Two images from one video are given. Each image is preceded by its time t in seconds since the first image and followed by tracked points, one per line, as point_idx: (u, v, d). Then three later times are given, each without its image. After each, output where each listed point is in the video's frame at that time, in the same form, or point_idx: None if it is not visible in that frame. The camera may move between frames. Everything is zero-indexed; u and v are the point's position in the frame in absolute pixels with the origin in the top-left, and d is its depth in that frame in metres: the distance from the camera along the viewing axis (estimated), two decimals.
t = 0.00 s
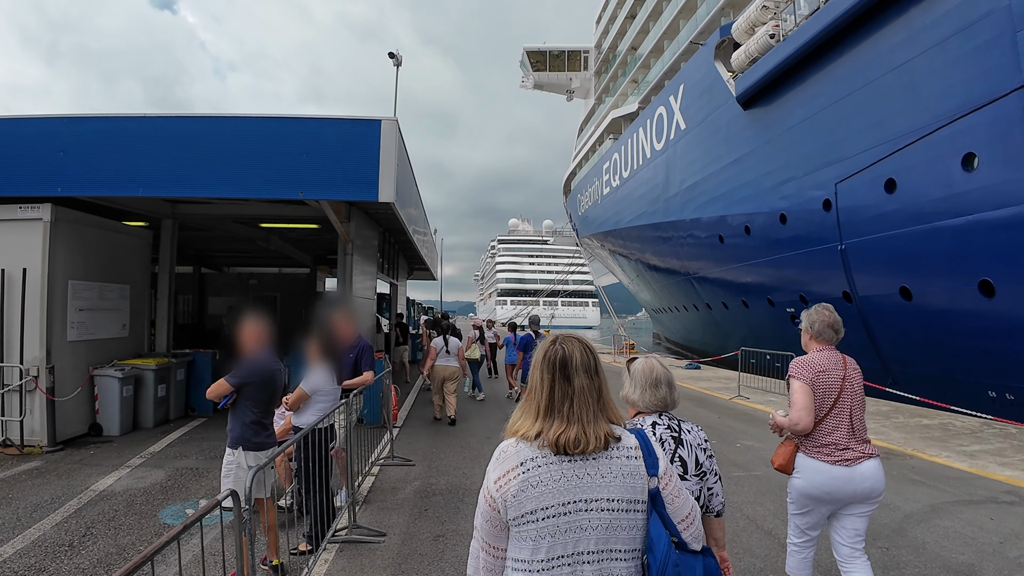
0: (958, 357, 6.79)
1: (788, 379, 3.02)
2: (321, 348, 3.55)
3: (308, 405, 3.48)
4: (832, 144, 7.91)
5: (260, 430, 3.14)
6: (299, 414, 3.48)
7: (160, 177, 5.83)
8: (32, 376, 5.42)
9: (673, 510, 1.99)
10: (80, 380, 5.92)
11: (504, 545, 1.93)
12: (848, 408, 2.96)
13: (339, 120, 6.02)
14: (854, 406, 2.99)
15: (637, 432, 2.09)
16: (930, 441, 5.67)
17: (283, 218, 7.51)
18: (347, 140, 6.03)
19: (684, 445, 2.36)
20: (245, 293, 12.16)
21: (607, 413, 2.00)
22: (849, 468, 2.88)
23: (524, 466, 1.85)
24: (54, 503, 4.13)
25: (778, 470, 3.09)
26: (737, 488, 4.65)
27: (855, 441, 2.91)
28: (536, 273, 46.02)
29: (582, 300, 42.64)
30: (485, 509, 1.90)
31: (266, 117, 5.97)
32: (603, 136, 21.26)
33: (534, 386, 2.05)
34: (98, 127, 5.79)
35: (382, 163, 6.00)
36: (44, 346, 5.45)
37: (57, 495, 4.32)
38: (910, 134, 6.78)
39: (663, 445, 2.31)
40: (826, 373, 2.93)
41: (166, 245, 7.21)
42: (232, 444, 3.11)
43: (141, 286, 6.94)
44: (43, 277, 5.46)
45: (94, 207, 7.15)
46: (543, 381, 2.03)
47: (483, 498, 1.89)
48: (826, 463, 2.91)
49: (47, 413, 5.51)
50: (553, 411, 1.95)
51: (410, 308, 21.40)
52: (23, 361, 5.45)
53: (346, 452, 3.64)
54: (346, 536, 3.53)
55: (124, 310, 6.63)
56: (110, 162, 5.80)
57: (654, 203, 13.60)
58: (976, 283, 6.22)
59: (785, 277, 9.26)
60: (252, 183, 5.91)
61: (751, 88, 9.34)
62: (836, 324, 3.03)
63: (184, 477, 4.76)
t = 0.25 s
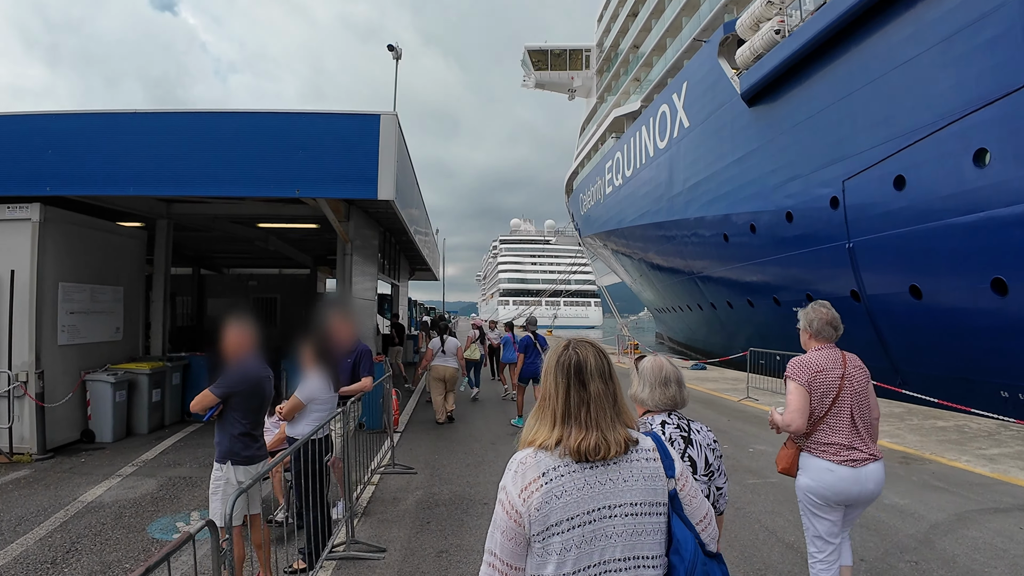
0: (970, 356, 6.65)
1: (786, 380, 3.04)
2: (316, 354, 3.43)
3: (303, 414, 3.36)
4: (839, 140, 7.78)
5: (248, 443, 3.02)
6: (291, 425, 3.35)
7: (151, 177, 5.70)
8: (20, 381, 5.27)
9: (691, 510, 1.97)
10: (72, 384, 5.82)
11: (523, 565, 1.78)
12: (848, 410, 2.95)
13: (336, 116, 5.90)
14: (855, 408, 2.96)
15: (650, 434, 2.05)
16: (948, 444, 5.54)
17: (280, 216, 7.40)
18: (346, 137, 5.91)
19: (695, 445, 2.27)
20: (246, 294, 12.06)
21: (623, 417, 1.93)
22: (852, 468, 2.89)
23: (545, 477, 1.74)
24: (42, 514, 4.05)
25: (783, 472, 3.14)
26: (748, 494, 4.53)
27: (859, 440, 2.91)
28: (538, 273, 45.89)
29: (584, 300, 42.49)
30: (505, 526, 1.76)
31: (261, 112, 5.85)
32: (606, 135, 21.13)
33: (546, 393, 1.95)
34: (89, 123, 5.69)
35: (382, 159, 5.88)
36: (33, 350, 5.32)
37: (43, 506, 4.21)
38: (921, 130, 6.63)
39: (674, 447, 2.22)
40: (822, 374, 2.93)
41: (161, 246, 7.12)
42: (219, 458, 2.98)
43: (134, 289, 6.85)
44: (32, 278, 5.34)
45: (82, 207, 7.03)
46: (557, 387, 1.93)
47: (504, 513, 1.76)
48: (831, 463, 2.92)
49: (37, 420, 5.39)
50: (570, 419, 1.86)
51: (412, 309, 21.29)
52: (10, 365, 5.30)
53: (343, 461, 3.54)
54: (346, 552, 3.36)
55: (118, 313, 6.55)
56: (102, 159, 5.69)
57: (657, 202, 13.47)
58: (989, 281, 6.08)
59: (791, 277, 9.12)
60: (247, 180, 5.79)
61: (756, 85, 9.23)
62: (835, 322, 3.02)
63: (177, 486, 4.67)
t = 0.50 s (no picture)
0: (984, 355, 6.51)
1: (798, 379, 2.96)
2: (315, 355, 3.31)
3: (300, 418, 3.25)
4: (847, 135, 7.64)
5: (245, 449, 2.90)
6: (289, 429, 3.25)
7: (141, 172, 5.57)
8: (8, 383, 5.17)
9: (697, 510, 1.96)
10: (65, 387, 5.73)
11: (527, 559, 1.81)
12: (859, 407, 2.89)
13: (335, 107, 5.76)
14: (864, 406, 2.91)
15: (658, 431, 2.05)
16: (967, 445, 5.39)
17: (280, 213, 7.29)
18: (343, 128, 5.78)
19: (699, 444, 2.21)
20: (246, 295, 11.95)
21: (629, 413, 1.96)
22: (867, 464, 2.84)
23: (550, 472, 1.76)
24: (26, 525, 3.92)
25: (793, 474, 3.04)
26: (760, 498, 4.40)
27: (871, 436, 2.87)
28: (540, 273, 45.76)
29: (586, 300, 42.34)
30: (510, 520, 1.79)
31: (258, 103, 5.73)
32: (608, 133, 20.99)
33: (554, 386, 1.98)
34: (79, 116, 5.57)
35: (382, 152, 5.71)
36: (23, 352, 5.22)
37: (30, 514, 4.11)
38: (932, 124, 6.48)
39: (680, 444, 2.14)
40: (836, 371, 2.87)
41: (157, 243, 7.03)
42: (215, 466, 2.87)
43: (129, 287, 6.77)
44: (21, 278, 5.23)
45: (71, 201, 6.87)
46: (564, 380, 1.96)
47: (509, 506, 1.79)
48: (846, 461, 2.86)
49: (27, 424, 5.28)
50: (575, 412, 1.89)
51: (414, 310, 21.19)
52: None
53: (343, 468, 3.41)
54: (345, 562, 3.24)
55: (113, 313, 6.47)
56: (91, 152, 5.56)
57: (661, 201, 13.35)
58: (1003, 277, 5.95)
59: (798, 274, 8.99)
60: (243, 173, 5.63)
61: (762, 81, 9.10)
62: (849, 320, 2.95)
63: (167, 495, 4.52)
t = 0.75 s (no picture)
0: (995, 355, 6.39)
1: (809, 376, 2.91)
2: (307, 364, 3.23)
3: (296, 430, 3.14)
4: (853, 132, 7.53)
5: (240, 464, 2.80)
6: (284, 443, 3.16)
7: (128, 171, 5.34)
8: None
9: (711, 518, 1.85)
10: (56, 394, 5.63)
11: (532, 562, 1.76)
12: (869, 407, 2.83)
13: (332, 101, 5.58)
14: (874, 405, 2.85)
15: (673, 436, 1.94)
16: (983, 447, 5.26)
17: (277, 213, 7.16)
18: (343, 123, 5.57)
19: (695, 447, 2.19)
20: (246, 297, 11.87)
21: (643, 419, 1.88)
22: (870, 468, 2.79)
23: (555, 475, 1.69)
24: (12, 539, 3.82)
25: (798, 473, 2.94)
26: (772, 503, 4.28)
27: (875, 440, 2.82)
28: (541, 273, 45.64)
29: (587, 299, 42.24)
30: (514, 522, 1.74)
31: (255, 99, 5.54)
32: (610, 132, 20.88)
33: (567, 390, 1.90)
34: (69, 112, 5.39)
35: (383, 149, 5.54)
36: (11, 358, 5.10)
37: (17, 527, 4.02)
38: (939, 121, 6.34)
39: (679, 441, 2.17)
40: (847, 371, 2.83)
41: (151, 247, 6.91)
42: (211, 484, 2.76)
43: (122, 291, 6.65)
44: (9, 282, 5.11)
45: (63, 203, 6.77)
46: (577, 384, 1.88)
47: (513, 509, 1.74)
48: (850, 465, 2.79)
49: (17, 432, 5.17)
50: (588, 416, 1.80)
51: (416, 311, 21.14)
52: None
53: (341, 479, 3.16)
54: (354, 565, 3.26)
55: (105, 316, 6.37)
56: (82, 148, 5.35)
57: (663, 200, 13.25)
58: (1014, 276, 5.82)
59: (803, 274, 8.89)
60: (239, 169, 5.43)
61: (766, 78, 8.96)
62: (860, 323, 2.90)
63: (158, 507, 4.41)
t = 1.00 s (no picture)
0: (1004, 354, 6.28)
1: (811, 371, 2.83)
2: (300, 366, 2.91)
3: (284, 437, 2.88)
4: (858, 129, 7.43)
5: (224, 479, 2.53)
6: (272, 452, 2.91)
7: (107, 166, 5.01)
8: None
9: (729, 526, 1.74)
10: (42, 397, 5.51)
11: (543, 568, 1.68)
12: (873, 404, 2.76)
13: (327, 91, 5.22)
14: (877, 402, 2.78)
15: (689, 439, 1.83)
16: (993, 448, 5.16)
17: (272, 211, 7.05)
18: (337, 113, 5.22)
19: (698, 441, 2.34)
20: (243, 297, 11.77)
21: (660, 424, 1.76)
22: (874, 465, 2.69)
23: (568, 480, 1.59)
24: None
25: (799, 468, 2.84)
26: (780, 507, 4.16)
27: (879, 435, 2.73)
28: (541, 273, 45.55)
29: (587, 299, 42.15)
30: (525, 528, 1.66)
31: (242, 88, 5.18)
32: (610, 131, 20.78)
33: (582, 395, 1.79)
34: (47, 104, 5.05)
35: (381, 141, 5.21)
36: None
37: None
38: (945, 117, 6.24)
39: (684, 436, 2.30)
40: (850, 365, 2.76)
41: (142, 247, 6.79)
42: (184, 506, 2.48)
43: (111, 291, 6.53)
44: None
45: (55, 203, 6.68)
46: (593, 388, 1.76)
47: (524, 515, 1.66)
48: (851, 461, 2.70)
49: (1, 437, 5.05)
50: (604, 421, 1.69)
51: (415, 312, 21.04)
52: None
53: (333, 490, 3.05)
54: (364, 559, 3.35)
55: (94, 317, 6.25)
56: (64, 141, 5.05)
57: (664, 199, 13.15)
58: None
59: (807, 273, 8.79)
60: (230, 163, 5.12)
61: (769, 74, 8.85)
62: (857, 318, 2.87)
63: (145, 518, 4.27)
